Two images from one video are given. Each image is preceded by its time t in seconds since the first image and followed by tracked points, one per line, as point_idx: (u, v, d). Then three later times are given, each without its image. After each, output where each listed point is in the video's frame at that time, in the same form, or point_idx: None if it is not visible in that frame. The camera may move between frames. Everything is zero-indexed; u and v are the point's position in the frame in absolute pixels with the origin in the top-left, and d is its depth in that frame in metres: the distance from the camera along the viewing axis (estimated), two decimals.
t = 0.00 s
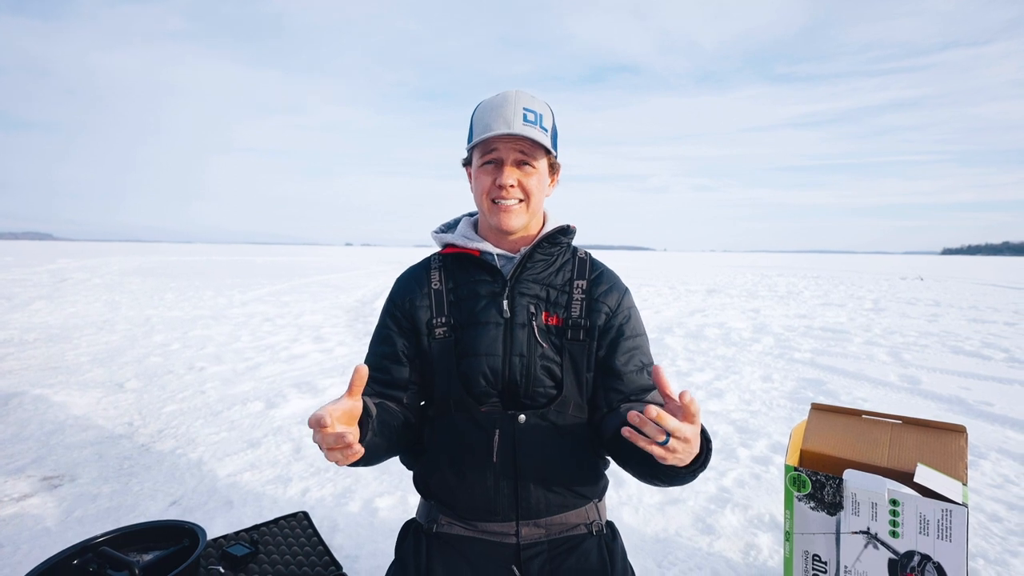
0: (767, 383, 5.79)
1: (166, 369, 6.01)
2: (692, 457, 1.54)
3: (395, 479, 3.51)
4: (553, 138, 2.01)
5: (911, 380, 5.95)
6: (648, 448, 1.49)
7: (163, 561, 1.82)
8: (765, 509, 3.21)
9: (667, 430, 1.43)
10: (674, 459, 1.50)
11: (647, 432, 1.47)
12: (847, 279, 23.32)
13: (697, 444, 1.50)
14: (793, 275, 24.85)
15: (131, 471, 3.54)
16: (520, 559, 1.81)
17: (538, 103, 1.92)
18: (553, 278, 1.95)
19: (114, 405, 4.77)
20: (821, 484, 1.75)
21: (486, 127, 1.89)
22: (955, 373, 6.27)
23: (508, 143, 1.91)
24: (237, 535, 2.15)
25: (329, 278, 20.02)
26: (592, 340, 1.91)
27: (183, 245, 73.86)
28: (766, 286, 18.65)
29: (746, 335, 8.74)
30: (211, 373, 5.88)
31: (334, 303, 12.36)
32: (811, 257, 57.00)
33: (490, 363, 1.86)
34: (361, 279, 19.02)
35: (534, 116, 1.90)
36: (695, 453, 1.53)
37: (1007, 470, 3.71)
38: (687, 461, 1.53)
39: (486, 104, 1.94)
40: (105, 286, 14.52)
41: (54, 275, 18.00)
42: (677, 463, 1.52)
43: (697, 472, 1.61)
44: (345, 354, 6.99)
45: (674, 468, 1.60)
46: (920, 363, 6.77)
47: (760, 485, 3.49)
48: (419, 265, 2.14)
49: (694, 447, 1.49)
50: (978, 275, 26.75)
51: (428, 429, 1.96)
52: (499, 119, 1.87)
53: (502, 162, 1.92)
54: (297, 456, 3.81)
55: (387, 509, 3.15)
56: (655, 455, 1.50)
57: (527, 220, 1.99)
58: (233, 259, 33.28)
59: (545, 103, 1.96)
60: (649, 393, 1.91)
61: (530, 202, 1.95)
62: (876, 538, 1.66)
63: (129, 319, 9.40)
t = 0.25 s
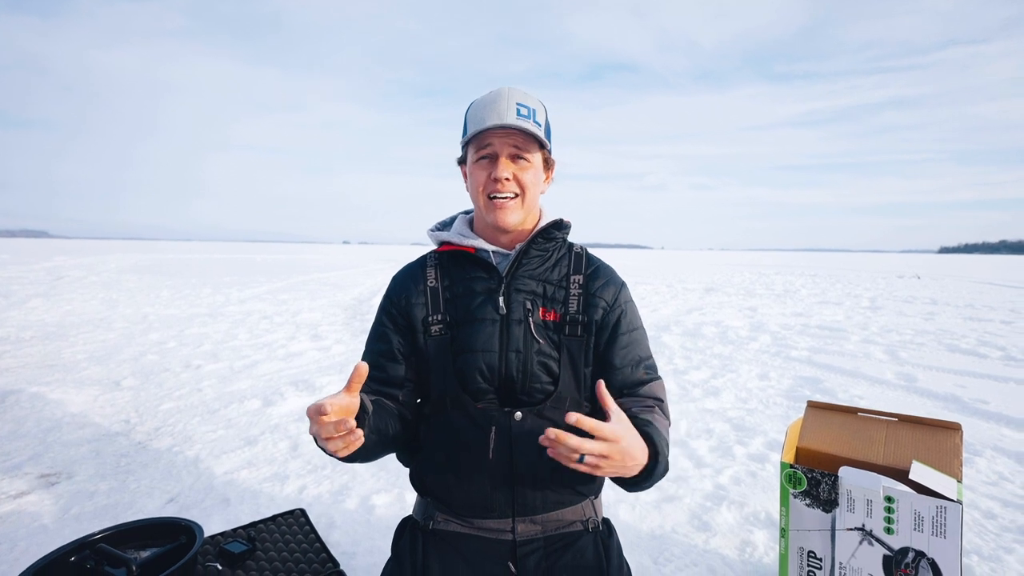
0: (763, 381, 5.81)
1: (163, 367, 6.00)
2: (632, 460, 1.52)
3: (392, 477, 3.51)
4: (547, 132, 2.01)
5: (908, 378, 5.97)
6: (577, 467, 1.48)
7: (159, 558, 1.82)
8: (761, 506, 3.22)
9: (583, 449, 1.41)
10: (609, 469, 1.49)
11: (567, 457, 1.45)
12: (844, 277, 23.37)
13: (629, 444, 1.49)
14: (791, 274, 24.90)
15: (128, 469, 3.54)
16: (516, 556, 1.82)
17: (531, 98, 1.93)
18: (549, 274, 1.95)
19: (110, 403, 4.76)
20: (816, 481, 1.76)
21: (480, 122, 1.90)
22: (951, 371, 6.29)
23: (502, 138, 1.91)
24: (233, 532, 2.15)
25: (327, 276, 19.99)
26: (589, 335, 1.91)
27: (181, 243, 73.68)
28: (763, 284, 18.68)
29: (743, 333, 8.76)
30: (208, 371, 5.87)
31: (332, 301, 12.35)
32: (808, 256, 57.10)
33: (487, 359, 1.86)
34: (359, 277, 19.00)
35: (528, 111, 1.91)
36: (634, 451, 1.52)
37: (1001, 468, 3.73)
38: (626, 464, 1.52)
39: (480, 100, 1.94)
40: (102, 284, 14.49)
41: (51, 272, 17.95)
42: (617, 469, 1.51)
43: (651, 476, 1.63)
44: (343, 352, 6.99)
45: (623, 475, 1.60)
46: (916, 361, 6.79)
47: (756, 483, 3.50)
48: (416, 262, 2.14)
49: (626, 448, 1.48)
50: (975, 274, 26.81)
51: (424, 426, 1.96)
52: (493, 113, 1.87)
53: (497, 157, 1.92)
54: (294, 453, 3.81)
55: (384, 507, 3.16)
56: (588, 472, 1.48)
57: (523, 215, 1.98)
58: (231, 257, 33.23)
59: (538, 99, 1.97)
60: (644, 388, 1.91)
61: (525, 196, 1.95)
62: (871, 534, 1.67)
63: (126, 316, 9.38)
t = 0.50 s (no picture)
0: (763, 380, 5.80)
1: (162, 365, 5.99)
2: (560, 454, 1.54)
3: (391, 475, 3.51)
4: (546, 132, 2.00)
5: (907, 377, 5.96)
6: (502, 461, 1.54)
7: (157, 556, 1.82)
8: (760, 505, 3.21)
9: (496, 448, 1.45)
10: (533, 463, 1.52)
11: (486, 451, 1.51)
12: (844, 276, 23.36)
13: (553, 441, 1.50)
14: (790, 273, 24.89)
15: (126, 467, 3.53)
16: (514, 555, 1.81)
17: (531, 99, 1.92)
18: (547, 272, 1.94)
19: (109, 401, 4.75)
20: (816, 480, 1.76)
21: (480, 123, 1.89)
22: (951, 370, 6.29)
23: (501, 138, 1.90)
24: (232, 530, 2.14)
25: (327, 274, 19.97)
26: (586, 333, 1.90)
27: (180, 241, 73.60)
28: (763, 283, 18.68)
29: (743, 332, 8.75)
30: (207, 369, 5.86)
31: (331, 299, 12.34)
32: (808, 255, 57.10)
33: (484, 355, 1.86)
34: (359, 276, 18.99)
35: (528, 111, 1.90)
36: (561, 446, 1.52)
37: (1001, 467, 3.72)
38: (552, 458, 1.54)
39: (479, 100, 1.93)
40: (101, 282, 14.46)
41: (50, 270, 17.93)
42: (542, 464, 1.54)
43: (591, 472, 1.63)
44: (342, 350, 6.98)
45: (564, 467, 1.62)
46: (916, 360, 6.79)
47: (756, 482, 3.50)
48: (415, 259, 2.13)
49: (547, 446, 1.50)
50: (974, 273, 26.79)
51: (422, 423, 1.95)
52: (493, 113, 1.86)
53: (496, 157, 1.91)
54: (293, 452, 3.80)
55: (382, 505, 3.15)
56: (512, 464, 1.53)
57: (522, 215, 1.98)
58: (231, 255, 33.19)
59: (538, 99, 1.96)
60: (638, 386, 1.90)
61: (524, 196, 1.94)
62: (870, 534, 1.66)
63: (125, 314, 9.36)
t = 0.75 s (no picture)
0: (761, 384, 5.80)
1: (160, 367, 5.98)
2: (605, 412, 1.50)
3: (389, 479, 3.50)
4: (545, 138, 2.00)
5: (905, 381, 5.97)
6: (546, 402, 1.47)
7: (154, 560, 1.81)
8: (759, 508, 3.21)
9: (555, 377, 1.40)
10: (578, 411, 1.48)
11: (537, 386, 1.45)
12: (842, 279, 23.41)
13: (605, 391, 1.46)
14: (789, 276, 24.91)
15: (124, 470, 3.52)
16: (511, 558, 1.81)
17: (531, 105, 1.92)
18: (541, 274, 1.94)
19: (106, 404, 4.74)
20: (813, 484, 1.76)
21: (480, 127, 1.88)
22: (949, 373, 6.29)
23: (501, 143, 1.90)
24: (229, 534, 2.13)
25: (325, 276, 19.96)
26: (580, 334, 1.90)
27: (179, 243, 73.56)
28: (762, 286, 18.71)
29: (741, 335, 8.76)
30: (205, 372, 5.86)
31: (330, 301, 12.34)
32: (806, 258, 57.19)
33: (480, 357, 1.86)
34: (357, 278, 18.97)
35: (528, 117, 1.90)
36: (608, 402, 1.49)
37: (999, 470, 3.73)
38: (597, 414, 1.49)
39: (480, 105, 1.93)
40: (99, 284, 14.45)
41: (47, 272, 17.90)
42: (586, 415, 1.49)
43: (627, 440, 1.61)
44: (340, 353, 6.97)
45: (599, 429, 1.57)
46: (914, 363, 6.80)
47: (754, 485, 3.50)
48: (414, 262, 2.13)
49: (599, 395, 1.46)
50: (972, 277, 26.85)
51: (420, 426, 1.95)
52: (493, 119, 1.87)
53: (496, 162, 1.91)
54: (290, 455, 3.79)
55: (380, 508, 3.15)
56: (556, 408, 1.47)
57: (520, 219, 1.98)
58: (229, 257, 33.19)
59: (538, 105, 1.96)
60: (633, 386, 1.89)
61: (523, 201, 1.95)
62: (868, 538, 1.66)
63: (123, 317, 9.35)
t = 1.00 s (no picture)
0: (761, 383, 5.80)
1: (159, 367, 5.98)
2: (620, 411, 1.53)
3: (388, 478, 3.50)
4: (547, 138, 2.00)
5: (905, 381, 5.97)
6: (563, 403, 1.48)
7: (154, 559, 1.82)
8: (758, 508, 3.22)
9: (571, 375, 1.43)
10: (595, 409, 1.50)
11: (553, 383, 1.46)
12: (842, 280, 23.40)
13: (618, 390, 1.50)
14: (789, 276, 24.91)
15: (123, 469, 3.52)
16: (511, 558, 1.81)
17: (533, 105, 1.92)
18: (544, 275, 1.94)
19: (106, 403, 4.75)
20: (813, 484, 1.76)
21: (482, 127, 1.89)
22: (949, 373, 6.29)
23: (503, 143, 1.91)
24: (228, 534, 2.13)
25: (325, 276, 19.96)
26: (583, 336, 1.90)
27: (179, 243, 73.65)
28: (762, 286, 18.72)
29: (741, 335, 8.75)
30: (205, 371, 5.86)
31: (330, 301, 12.35)
32: (806, 259, 57.20)
33: (481, 357, 1.86)
34: (357, 278, 18.96)
35: (530, 117, 1.90)
36: (623, 401, 1.52)
37: (998, 470, 3.73)
38: (614, 412, 1.52)
39: (482, 105, 1.93)
40: (99, 283, 14.45)
41: (47, 271, 17.92)
42: (603, 413, 1.51)
43: (639, 434, 1.64)
44: (340, 352, 6.98)
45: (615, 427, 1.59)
46: (913, 363, 6.80)
47: (754, 485, 3.50)
48: (416, 262, 2.13)
49: (613, 394, 1.49)
50: (972, 277, 26.86)
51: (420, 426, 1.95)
52: (495, 119, 1.87)
53: (497, 161, 1.92)
54: (290, 454, 3.80)
55: (380, 508, 3.15)
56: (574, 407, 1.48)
57: (521, 219, 1.98)
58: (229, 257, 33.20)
59: (541, 105, 1.96)
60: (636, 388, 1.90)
61: (524, 201, 1.95)
62: (867, 537, 1.66)
63: (122, 316, 9.35)
